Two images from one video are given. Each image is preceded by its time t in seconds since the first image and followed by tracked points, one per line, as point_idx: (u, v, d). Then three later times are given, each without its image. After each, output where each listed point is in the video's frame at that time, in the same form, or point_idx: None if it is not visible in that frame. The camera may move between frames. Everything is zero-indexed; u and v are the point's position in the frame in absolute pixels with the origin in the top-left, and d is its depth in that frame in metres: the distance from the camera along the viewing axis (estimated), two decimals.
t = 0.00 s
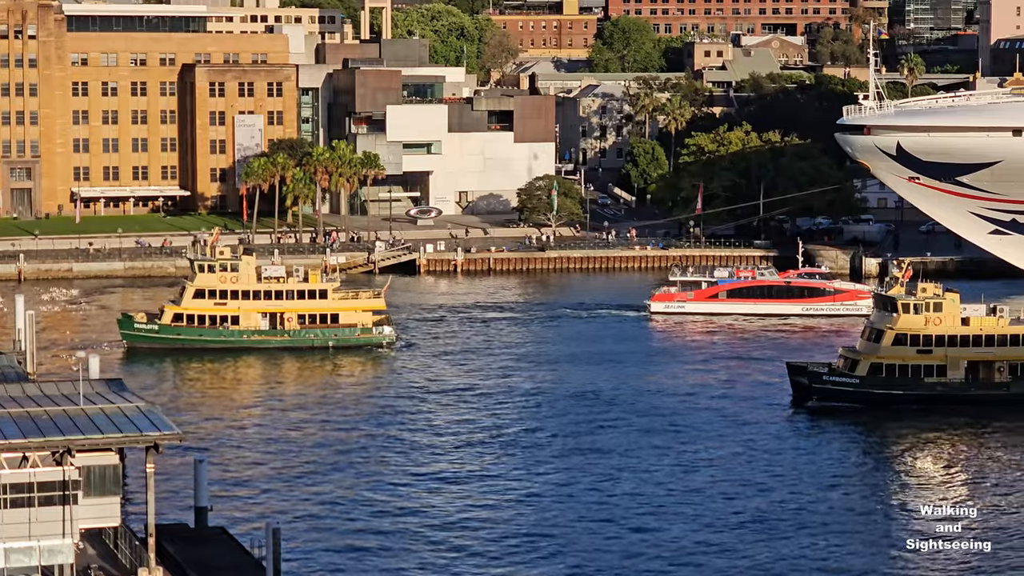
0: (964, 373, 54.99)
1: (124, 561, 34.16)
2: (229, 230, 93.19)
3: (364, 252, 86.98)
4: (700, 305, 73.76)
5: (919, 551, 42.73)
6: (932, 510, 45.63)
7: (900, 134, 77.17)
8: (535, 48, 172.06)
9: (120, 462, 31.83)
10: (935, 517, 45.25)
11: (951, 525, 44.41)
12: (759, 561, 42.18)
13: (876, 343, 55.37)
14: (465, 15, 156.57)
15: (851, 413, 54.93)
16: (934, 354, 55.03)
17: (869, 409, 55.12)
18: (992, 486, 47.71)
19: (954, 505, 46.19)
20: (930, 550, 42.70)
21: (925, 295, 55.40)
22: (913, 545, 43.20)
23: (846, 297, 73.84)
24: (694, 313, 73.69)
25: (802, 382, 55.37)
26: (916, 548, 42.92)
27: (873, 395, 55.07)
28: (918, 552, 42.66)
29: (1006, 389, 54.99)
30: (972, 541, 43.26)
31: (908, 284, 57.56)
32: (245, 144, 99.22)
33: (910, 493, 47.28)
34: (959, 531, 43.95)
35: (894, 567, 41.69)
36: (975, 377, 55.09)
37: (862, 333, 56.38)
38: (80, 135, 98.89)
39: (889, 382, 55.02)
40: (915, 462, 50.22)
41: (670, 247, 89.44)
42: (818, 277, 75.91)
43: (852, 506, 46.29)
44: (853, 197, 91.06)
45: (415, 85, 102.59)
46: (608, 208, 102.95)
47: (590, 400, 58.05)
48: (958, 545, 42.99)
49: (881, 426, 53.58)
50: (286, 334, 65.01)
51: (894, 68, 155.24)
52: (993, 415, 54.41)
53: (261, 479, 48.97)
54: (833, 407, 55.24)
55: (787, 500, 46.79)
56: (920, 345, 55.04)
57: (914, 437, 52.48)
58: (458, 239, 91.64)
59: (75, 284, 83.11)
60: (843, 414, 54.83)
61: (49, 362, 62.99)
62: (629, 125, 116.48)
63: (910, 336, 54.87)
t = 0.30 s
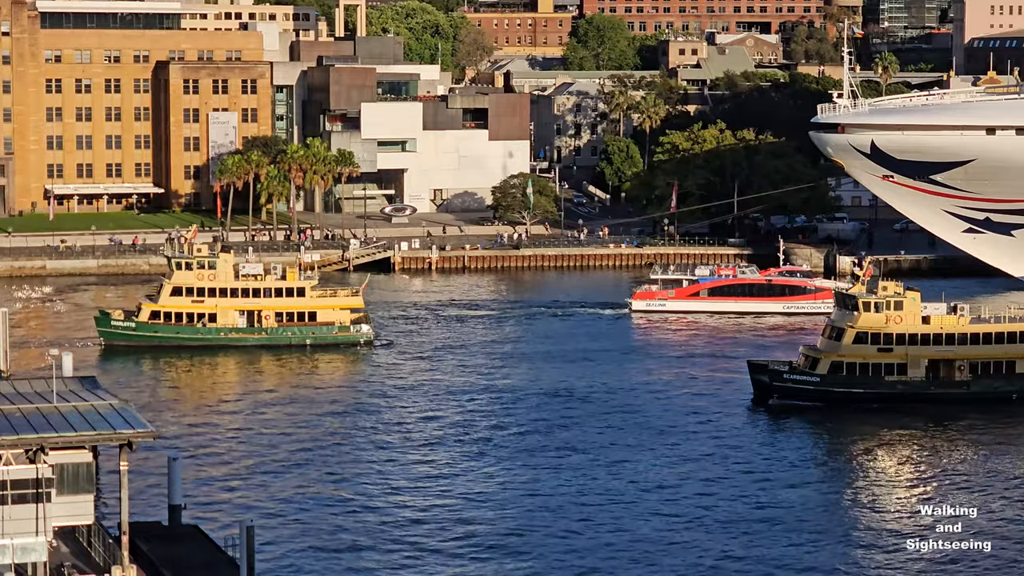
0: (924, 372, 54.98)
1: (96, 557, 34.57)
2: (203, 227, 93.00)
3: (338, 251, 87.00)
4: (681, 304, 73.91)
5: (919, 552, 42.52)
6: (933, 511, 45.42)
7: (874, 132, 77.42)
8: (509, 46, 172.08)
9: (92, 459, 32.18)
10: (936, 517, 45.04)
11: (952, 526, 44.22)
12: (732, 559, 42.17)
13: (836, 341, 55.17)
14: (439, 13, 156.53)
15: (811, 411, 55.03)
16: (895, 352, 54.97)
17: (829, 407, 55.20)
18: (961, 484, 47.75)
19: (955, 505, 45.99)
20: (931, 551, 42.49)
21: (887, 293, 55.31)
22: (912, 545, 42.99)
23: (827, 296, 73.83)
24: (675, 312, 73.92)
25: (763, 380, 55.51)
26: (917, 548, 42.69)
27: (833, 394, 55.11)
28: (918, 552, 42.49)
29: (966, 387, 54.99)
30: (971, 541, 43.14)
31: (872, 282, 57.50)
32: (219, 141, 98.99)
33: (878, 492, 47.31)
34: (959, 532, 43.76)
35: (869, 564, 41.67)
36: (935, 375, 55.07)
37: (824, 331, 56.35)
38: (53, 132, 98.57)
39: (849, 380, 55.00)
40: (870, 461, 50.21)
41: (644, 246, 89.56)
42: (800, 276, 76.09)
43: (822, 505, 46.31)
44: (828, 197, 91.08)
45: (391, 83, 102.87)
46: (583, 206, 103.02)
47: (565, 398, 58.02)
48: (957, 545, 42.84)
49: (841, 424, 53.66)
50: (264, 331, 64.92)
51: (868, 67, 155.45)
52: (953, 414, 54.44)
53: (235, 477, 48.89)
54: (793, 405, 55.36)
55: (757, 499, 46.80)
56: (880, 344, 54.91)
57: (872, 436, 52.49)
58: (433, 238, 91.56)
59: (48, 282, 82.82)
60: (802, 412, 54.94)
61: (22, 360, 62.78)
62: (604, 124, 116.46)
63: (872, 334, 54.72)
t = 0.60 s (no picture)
0: (893, 370, 55.19)
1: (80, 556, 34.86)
2: (186, 224, 93.00)
3: (321, 248, 86.94)
4: (670, 301, 74.10)
5: (919, 551, 42.40)
6: (932, 511, 45.27)
7: (857, 130, 77.60)
8: (492, 43, 172.15)
9: (74, 456, 32.66)
10: (935, 517, 44.91)
11: (952, 526, 44.10)
12: (713, 557, 42.20)
13: (805, 339, 55.35)
14: (421, 10, 156.56)
15: (780, 408, 55.03)
16: (864, 351, 55.16)
17: (798, 405, 55.21)
18: (937, 481, 47.85)
19: (954, 505, 45.88)
20: (931, 550, 42.38)
21: (856, 292, 55.59)
22: (913, 545, 42.86)
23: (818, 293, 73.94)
24: (665, 310, 74.02)
25: (732, 378, 55.63)
26: (917, 548, 42.56)
27: (802, 392, 55.15)
28: (918, 552, 42.38)
29: (935, 385, 55.09)
30: (971, 541, 43.07)
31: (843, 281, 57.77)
32: (201, 138, 98.83)
33: (855, 489, 47.40)
34: (958, 532, 43.66)
35: (853, 562, 41.67)
36: (904, 373, 55.31)
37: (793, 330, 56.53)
38: (36, 128, 98.25)
39: (818, 378, 55.10)
40: (839, 458, 50.31)
41: (627, 243, 89.72)
42: (790, 273, 76.19)
43: (799, 502, 46.43)
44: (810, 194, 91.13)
45: (373, 79, 102.35)
46: (566, 203, 103.05)
47: (548, 395, 58.04)
48: (958, 545, 42.75)
49: (811, 421, 53.73)
50: (250, 328, 64.78)
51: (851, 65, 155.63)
52: (921, 412, 54.53)
53: (217, 474, 48.88)
54: (761, 403, 55.38)
55: (736, 496, 46.86)
56: (849, 342, 55.09)
57: (841, 434, 52.54)
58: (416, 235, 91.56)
59: (31, 278, 82.72)
60: (770, 409, 54.94)
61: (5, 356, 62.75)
62: (587, 121, 116.44)
63: (841, 332, 54.95)
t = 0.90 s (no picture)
0: (864, 368, 55.41)
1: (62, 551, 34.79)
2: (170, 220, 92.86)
3: (305, 245, 86.88)
4: (661, 298, 74.13)
5: (919, 552, 42.28)
6: (932, 510, 45.10)
7: (842, 127, 77.52)
8: (477, 40, 172.12)
9: (58, 453, 32.50)
10: (936, 517, 44.74)
11: (952, 526, 43.96)
12: (696, 556, 42.17)
13: (777, 337, 55.48)
14: (406, 7, 156.44)
15: (751, 406, 54.85)
16: (835, 348, 55.38)
17: (769, 402, 55.11)
18: (915, 478, 47.93)
19: (954, 505, 45.73)
20: (931, 550, 42.28)
21: (827, 290, 55.85)
22: (913, 544, 42.73)
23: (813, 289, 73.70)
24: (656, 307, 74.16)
25: (703, 376, 55.33)
26: (917, 548, 42.44)
27: (773, 390, 55.13)
28: (918, 552, 42.26)
29: (906, 383, 55.34)
30: (970, 541, 42.98)
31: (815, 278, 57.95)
32: (186, 135, 98.78)
33: (832, 486, 47.46)
34: (958, 532, 43.55)
35: (840, 561, 41.61)
36: (875, 371, 55.52)
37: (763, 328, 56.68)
38: (20, 124, 98.09)
39: (789, 376, 55.17)
40: (810, 455, 50.39)
41: (611, 240, 89.86)
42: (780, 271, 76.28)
43: (778, 499, 46.43)
44: (795, 192, 91.58)
45: (357, 76, 101.93)
46: (550, 200, 103.03)
47: (532, 392, 58.02)
48: (958, 545, 42.66)
49: (783, 418, 53.70)
50: (237, 325, 64.74)
51: (836, 63, 155.94)
52: (893, 410, 54.65)
53: (201, 471, 48.79)
54: (732, 401, 55.15)
55: (717, 494, 46.86)
56: (820, 340, 55.32)
57: (812, 431, 52.56)
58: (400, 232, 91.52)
59: (15, 275, 82.57)
60: (740, 405, 54.76)
61: None
62: (571, 118, 116.51)
63: (812, 329, 55.14)
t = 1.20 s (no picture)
0: (836, 366, 55.52)
1: (46, 550, 34.73)
2: (154, 218, 92.70)
3: (290, 243, 86.75)
4: (653, 296, 74.25)
5: (920, 552, 42.16)
6: (932, 510, 44.96)
7: (825, 126, 77.57)
8: (462, 38, 172.14)
9: (42, 452, 32.35)
10: (936, 517, 44.61)
11: (952, 526, 43.84)
12: (681, 555, 42.09)
13: (749, 335, 55.60)
14: (391, 5, 156.35)
15: (722, 404, 55.01)
16: (806, 347, 55.44)
17: (741, 401, 55.26)
18: (904, 478, 47.85)
19: (954, 505, 45.61)
20: (931, 550, 42.17)
21: (798, 288, 55.88)
22: (913, 545, 42.63)
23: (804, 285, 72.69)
24: (647, 305, 74.18)
25: (674, 374, 55.62)
26: (917, 548, 42.33)
27: (744, 388, 55.25)
28: (919, 552, 42.16)
29: (877, 381, 55.37)
30: (970, 541, 42.88)
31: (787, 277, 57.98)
32: (170, 132, 98.55)
33: (813, 484, 47.48)
34: (958, 532, 43.44)
35: (828, 560, 41.52)
36: (847, 370, 55.66)
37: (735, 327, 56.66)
38: (5, 122, 97.95)
39: (761, 375, 55.25)
40: (781, 453, 50.41)
41: (597, 237, 89.88)
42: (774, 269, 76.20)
43: (761, 498, 46.39)
44: (779, 189, 91.77)
45: (342, 74, 102.29)
46: (535, 198, 102.98)
47: (516, 390, 57.93)
48: (958, 545, 42.56)
49: (755, 417, 53.67)
50: (226, 323, 64.62)
51: (820, 62, 156.01)
52: (866, 409, 54.73)
53: (184, 470, 48.68)
54: (702, 399, 55.39)
55: (700, 493, 46.81)
56: (791, 339, 55.37)
57: (784, 430, 52.55)
58: (385, 230, 91.41)
59: None
60: (710, 404, 54.97)
61: None
62: (556, 116, 116.51)
63: (783, 328, 55.17)
